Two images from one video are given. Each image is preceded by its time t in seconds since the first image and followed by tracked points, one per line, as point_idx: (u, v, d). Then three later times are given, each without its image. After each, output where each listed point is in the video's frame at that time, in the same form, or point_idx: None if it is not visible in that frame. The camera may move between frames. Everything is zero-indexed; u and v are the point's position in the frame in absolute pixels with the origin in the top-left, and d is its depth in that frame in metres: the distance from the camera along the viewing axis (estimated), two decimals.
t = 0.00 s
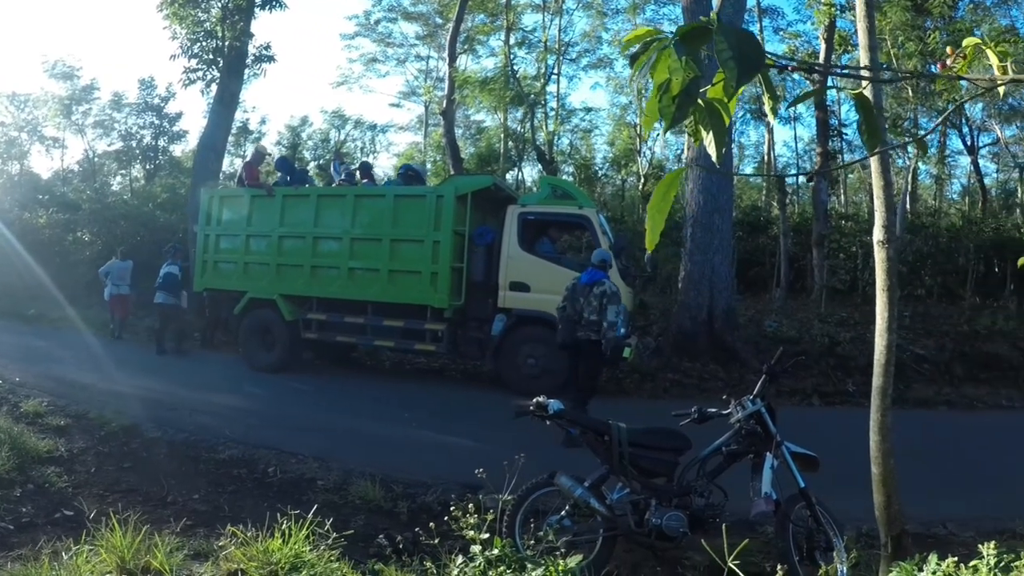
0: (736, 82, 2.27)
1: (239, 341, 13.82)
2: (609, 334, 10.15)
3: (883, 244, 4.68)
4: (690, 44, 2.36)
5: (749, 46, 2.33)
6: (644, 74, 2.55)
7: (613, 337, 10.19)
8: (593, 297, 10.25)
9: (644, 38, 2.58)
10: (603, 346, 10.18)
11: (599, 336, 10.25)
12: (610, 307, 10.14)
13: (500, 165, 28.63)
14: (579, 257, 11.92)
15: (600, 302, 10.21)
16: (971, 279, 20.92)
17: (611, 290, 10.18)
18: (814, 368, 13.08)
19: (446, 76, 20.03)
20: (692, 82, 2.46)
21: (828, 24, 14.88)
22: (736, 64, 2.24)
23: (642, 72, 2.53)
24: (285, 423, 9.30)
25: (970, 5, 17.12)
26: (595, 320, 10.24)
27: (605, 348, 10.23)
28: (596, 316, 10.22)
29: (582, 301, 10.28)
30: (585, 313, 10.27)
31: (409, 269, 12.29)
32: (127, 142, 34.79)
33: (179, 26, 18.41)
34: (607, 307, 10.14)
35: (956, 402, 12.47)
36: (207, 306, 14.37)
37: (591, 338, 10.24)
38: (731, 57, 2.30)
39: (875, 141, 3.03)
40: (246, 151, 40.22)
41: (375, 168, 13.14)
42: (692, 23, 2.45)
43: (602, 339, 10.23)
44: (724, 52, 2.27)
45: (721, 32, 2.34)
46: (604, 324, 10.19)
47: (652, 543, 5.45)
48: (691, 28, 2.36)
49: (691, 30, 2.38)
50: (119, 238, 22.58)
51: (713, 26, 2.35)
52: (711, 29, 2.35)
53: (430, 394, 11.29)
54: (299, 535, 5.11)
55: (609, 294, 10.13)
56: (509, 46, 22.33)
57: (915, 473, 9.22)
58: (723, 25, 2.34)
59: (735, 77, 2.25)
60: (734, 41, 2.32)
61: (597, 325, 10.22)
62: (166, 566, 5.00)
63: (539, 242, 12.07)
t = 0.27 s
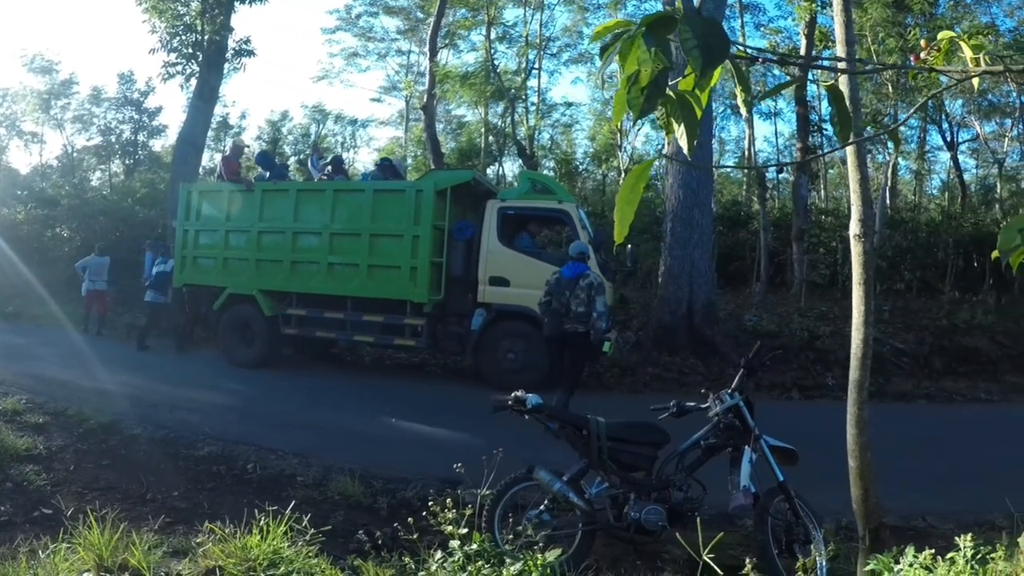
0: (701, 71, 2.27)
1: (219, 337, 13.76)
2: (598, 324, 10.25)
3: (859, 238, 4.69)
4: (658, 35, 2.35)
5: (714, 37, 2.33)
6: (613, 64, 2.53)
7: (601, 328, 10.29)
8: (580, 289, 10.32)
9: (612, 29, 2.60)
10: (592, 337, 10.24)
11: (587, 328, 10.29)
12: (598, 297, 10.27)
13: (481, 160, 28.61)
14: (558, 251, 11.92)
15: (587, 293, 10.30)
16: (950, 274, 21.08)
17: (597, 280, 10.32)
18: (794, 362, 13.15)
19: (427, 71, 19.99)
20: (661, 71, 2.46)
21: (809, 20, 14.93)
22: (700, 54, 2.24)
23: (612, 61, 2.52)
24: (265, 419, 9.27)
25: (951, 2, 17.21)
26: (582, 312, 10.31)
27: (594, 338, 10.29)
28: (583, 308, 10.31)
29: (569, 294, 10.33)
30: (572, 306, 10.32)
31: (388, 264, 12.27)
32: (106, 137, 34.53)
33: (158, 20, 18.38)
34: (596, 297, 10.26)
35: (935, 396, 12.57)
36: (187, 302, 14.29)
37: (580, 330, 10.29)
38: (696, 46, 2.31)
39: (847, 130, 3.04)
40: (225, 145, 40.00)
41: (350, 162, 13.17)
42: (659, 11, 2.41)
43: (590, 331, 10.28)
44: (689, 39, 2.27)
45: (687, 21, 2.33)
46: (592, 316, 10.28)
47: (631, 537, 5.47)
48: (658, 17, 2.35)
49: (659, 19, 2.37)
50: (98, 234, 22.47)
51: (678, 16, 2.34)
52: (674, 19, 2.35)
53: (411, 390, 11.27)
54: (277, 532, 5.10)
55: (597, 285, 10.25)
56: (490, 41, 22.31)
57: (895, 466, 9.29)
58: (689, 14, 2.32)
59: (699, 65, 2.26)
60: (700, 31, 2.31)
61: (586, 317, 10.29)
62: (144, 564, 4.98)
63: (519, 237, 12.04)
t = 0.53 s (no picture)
0: (672, 59, 2.28)
1: (200, 333, 13.70)
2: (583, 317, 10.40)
3: (838, 231, 4.73)
4: (630, 24, 2.35)
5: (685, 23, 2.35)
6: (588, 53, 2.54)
7: (584, 321, 10.45)
8: (568, 283, 10.37)
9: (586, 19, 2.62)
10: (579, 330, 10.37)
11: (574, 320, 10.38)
12: (585, 291, 10.39)
13: (464, 155, 28.57)
14: (540, 246, 11.93)
15: (574, 287, 10.39)
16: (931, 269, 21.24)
17: (583, 275, 10.46)
18: (776, 356, 13.21)
19: (410, 66, 19.94)
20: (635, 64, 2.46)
21: (791, 15, 14.95)
22: (671, 41, 2.27)
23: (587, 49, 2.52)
24: (246, 415, 9.24)
25: None
26: (569, 305, 10.36)
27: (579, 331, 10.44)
28: (571, 301, 10.36)
29: (558, 286, 10.34)
30: (561, 298, 10.33)
31: (369, 259, 12.24)
32: (87, 132, 34.31)
33: (139, 14, 18.25)
34: (583, 290, 10.38)
35: (916, 390, 12.65)
36: (168, 298, 14.22)
37: (567, 324, 10.35)
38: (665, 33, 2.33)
39: (823, 119, 3.05)
40: (207, 140, 39.80)
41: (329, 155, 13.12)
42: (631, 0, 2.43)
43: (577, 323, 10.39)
44: (658, 28, 2.30)
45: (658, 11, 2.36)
46: (577, 309, 10.38)
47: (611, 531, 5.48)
48: (628, 6, 2.36)
49: (632, 8, 2.37)
50: (79, 230, 22.39)
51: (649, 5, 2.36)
52: (645, 8, 2.36)
53: (395, 385, 11.26)
54: (258, 527, 5.08)
55: (585, 279, 10.38)
56: (472, 35, 22.26)
57: (876, 459, 9.35)
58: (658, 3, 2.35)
59: (668, 54, 2.28)
60: (671, 20, 2.32)
61: (573, 310, 10.36)
62: (125, 561, 4.95)
63: (500, 231, 12.01)
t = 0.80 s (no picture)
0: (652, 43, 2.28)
1: (185, 326, 13.66)
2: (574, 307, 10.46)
3: (822, 222, 4.75)
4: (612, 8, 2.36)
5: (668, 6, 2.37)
6: (569, 38, 2.53)
7: (575, 311, 10.53)
8: (561, 274, 10.32)
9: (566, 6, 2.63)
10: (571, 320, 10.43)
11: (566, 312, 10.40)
12: (578, 283, 10.41)
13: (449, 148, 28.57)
14: (525, 237, 11.93)
15: (567, 278, 10.36)
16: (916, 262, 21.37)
17: (576, 266, 10.41)
18: (761, 348, 13.27)
19: (395, 59, 19.89)
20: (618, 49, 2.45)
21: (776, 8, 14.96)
22: (653, 24, 2.30)
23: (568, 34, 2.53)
24: (231, 407, 9.23)
25: None
26: (562, 296, 10.37)
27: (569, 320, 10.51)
28: (564, 292, 10.37)
29: (553, 279, 10.27)
30: (554, 290, 10.30)
31: (354, 251, 12.22)
32: (71, 125, 34.11)
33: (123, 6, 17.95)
34: (577, 282, 10.39)
35: (901, 382, 12.73)
36: (152, 291, 14.16)
37: (560, 314, 10.38)
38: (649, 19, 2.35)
39: (807, 105, 3.05)
40: (191, 133, 39.61)
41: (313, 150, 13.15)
42: None
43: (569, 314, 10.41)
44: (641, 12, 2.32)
45: None
46: (569, 300, 10.41)
47: (596, 522, 5.50)
48: None
49: None
50: (63, 223, 22.29)
51: None
52: None
53: (382, 377, 11.26)
54: (242, 519, 5.08)
55: (578, 271, 10.36)
56: (458, 28, 22.23)
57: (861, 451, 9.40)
58: None
59: (652, 36, 2.31)
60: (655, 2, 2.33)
61: (566, 301, 10.39)
62: (109, 553, 4.94)
63: (485, 223, 12.00)
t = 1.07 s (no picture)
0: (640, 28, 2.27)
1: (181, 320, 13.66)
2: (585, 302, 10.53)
3: (816, 213, 4.74)
4: None
5: None
6: (558, 26, 2.53)
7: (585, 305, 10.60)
8: (573, 270, 10.38)
9: None
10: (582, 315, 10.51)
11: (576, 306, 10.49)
12: (590, 279, 10.46)
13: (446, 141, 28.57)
14: (520, 230, 11.91)
15: (577, 275, 10.43)
16: (912, 255, 21.39)
17: (586, 263, 10.48)
18: (757, 341, 13.28)
19: (390, 51, 19.86)
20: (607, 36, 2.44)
21: None
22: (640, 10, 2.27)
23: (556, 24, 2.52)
24: (226, 400, 9.23)
25: None
26: (573, 292, 10.44)
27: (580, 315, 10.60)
28: (575, 288, 10.43)
29: (565, 275, 10.33)
30: (566, 286, 10.36)
31: (349, 244, 12.21)
32: (66, 120, 34.02)
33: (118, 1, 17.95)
34: (588, 279, 10.44)
35: (896, 375, 12.74)
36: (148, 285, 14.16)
37: (570, 308, 10.46)
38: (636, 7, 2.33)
39: (799, 94, 3.04)
40: (187, 127, 39.55)
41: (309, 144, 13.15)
42: None
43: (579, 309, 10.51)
44: None
45: None
46: (580, 295, 10.48)
47: (591, 515, 5.50)
48: None
49: None
50: (59, 217, 22.27)
51: None
52: None
53: (378, 371, 11.26)
54: (236, 511, 5.09)
55: (590, 268, 10.43)
56: (453, 21, 22.19)
57: (857, 444, 9.41)
58: None
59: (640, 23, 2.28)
60: None
61: (578, 296, 10.45)
62: (103, 545, 4.95)
63: (479, 216, 11.99)
